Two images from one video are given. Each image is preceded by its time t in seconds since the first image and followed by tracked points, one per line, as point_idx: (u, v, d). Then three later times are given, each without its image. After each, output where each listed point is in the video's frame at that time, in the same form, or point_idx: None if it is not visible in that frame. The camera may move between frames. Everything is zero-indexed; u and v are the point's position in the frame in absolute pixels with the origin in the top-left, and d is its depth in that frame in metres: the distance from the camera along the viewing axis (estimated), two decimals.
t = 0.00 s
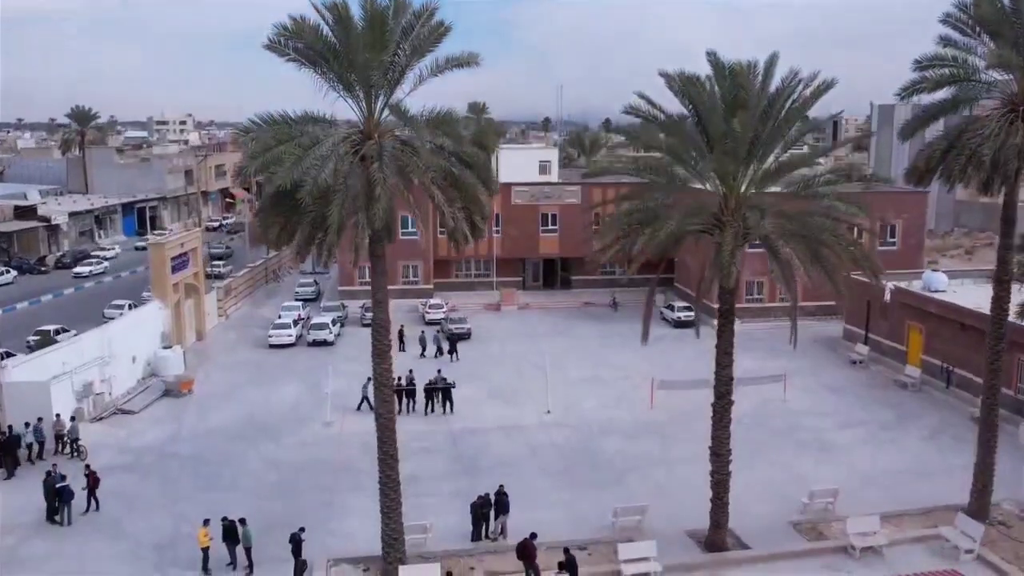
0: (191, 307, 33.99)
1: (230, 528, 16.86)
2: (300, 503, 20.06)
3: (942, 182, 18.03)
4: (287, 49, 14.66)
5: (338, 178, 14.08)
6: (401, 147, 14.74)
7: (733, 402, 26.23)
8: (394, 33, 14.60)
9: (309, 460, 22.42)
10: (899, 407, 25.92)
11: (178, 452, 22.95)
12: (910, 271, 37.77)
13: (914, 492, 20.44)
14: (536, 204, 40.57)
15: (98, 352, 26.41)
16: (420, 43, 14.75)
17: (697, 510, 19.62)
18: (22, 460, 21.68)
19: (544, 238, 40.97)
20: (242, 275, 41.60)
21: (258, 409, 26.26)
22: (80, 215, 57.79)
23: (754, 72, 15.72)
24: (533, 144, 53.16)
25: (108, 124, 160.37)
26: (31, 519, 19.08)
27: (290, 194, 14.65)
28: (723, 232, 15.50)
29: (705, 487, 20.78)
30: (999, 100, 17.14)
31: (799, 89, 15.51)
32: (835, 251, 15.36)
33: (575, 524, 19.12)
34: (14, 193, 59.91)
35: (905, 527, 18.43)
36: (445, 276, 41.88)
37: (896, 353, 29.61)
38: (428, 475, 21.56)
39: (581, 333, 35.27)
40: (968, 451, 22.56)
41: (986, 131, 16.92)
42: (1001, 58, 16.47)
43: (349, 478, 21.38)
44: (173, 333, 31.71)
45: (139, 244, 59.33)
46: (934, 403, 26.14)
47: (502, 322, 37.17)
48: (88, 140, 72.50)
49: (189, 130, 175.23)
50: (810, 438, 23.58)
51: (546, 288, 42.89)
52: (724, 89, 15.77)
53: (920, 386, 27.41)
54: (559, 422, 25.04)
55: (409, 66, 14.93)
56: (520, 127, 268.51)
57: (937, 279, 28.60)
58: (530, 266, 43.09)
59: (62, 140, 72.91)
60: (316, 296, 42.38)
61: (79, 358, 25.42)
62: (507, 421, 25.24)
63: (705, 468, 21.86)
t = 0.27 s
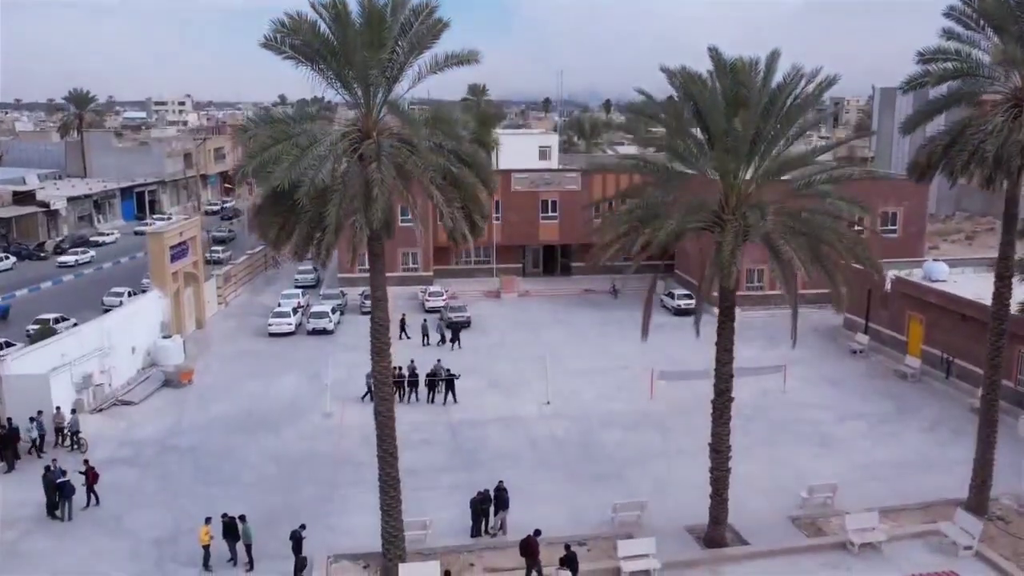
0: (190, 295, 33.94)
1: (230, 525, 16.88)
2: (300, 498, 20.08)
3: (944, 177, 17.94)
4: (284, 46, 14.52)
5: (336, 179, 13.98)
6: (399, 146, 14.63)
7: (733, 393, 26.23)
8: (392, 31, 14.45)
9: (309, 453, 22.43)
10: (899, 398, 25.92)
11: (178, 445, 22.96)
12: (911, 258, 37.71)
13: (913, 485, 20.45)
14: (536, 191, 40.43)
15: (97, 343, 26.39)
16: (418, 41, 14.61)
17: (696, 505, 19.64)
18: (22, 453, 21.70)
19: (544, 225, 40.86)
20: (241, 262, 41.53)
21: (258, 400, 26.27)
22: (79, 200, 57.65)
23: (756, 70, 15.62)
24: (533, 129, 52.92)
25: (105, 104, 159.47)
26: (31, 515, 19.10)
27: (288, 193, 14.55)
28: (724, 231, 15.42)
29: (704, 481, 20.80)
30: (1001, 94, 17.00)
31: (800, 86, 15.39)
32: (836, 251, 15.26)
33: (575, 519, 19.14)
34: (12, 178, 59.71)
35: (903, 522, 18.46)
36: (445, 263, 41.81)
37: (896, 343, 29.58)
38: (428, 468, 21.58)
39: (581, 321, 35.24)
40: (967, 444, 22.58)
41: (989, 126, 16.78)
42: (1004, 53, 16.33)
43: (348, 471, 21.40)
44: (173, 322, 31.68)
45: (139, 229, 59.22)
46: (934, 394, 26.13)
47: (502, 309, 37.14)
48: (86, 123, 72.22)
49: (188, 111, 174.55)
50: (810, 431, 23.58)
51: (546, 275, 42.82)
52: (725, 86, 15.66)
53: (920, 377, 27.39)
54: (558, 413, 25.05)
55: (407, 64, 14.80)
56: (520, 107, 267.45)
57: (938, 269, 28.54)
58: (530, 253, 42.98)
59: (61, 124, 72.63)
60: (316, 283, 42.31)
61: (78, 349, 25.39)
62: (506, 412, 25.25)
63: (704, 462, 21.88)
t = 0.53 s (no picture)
0: (190, 284, 33.91)
1: (230, 523, 16.91)
2: (300, 492, 20.11)
3: (946, 174, 17.82)
4: (281, 46, 14.39)
5: (334, 180, 13.89)
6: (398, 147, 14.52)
7: (733, 385, 26.23)
8: (390, 30, 14.32)
9: (309, 446, 22.45)
10: (898, 389, 25.92)
11: (178, 438, 22.98)
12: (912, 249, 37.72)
13: (912, 480, 20.49)
14: (536, 178, 40.29)
15: (96, 335, 26.38)
16: (416, 40, 14.48)
17: (696, 501, 19.67)
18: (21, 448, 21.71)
19: (544, 212, 40.75)
20: (241, 250, 41.46)
21: (257, 391, 26.27)
22: (78, 186, 57.49)
23: (757, 68, 15.50)
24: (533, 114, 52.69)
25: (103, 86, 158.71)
26: (31, 510, 19.13)
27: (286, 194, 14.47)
28: (724, 231, 15.34)
29: (704, 476, 20.82)
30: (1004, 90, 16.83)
31: (802, 86, 15.26)
32: (837, 252, 15.18)
33: (574, 515, 19.17)
34: (10, 163, 59.51)
35: (902, 518, 18.49)
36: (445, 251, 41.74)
37: (896, 334, 29.57)
38: (427, 462, 21.60)
39: (581, 310, 35.22)
40: (967, 437, 22.60)
41: (991, 124, 16.65)
42: (1008, 51, 16.19)
43: (348, 465, 21.42)
44: (172, 312, 31.67)
45: (138, 214, 59.07)
46: (934, 386, 26.13)
47: (501, 298, 37.11)
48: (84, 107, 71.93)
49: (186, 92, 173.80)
50: (809, 424, 23.59)
51: (546, 263, 42.74)
52: (726, 85, 15.55)
53: (919, 368, 27.38)
54: (558, 406, 25.05)
55: (406, 63, 14.66)
56: (520, 88, 266.30)
57: (938, 260, 28.48)
58: (529, 240, 42.87)
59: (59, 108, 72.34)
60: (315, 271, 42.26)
61: (78, 342, 25.39)
62: (506, 404, 25.26)
63: (704, 456, 21.90)
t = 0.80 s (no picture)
0: (190, 274, 33.89)
1: (231, 522, 16.95)
2: (300, 488, 20.16)
3: (947, 172, 17.76)
4: (278, 46, 14.27)
5: (334, 182, 13.84)
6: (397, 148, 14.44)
7: (732, 377, 26.25)
8: (388, 32, 14.20)
9: (309, 441, 22.49)
10: (898, 381, 25.93)
11: (179, 432, 23.02)
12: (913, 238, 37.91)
13: (911, 475, 20.54)
14: (536, 165, 40.16)
15: (96, 327, 26.37)
16: (414, 42, 14.37)
17: (695, 497, 19.71)
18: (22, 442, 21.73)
19: (544, 200, 40.65)
20: (240, 237, 41.38)
21: (257, 383, 26.29)
22: (77, 171, 57.30)
23: (758, 68, 15.37)
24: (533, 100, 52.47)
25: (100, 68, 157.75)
26: (32, 507, 19.17)
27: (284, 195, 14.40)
28: (724, 232, 15.28)
29: (703, 471, 20.86)
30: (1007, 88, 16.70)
31: (804, 88, 15.22)
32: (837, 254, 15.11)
33: (574, 510, 19.24)
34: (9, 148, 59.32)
35: (900, 516, 18.54)
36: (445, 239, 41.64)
37: (896, 325, 29.57)
38: (427, 457, 21.65)
39: (581, 299, 35.22)
40: (965, 431, 22.65)
41: (992, 122, 16.54)
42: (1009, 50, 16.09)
43: (348, 460, 21.46)
44: (172, 301, 31.67)
45: (137, 200, 58.92)
46: (934, 378, 26.14)
47: (501, 286, 37.09)
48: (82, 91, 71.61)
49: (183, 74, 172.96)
50: (808, 418, 23.62)
51: (547, 250, 42.64)
52: (727, 85, 15.45)
53: (919, 359, 27.37)
54: (558, 399, 25.08)
55: (405, 64, 14.55)
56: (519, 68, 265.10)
57: (938, 251, 28.43)
58: (529, 228, 42.77)
59: (57, 91, 72.02)
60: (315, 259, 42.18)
61: (77, 334, 25.38)
62: (506, 396, 25.29)
63: (703, 450, 21.93)
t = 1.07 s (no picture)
0: (190, 264, 33.89)
1: (231, 521, 17.02)
2: (301, 485, 20.22)
3: (948, 172, 17.72)
4: (276, 48, 14.18)
5: (332, 187, 13.78)
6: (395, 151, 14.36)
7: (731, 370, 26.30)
8: (387, 34, 14.10)
9: (309, 436, 22.55)
10: (897, 374, 25.98)
11: (179, 428, 23.08)
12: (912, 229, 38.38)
13: (910, 470, 20.61)
14: (536, 154, 40.03)
15: (96, 320, 26.40)
16: (414, 44, 14.27)
17: (694, 493, 19.77)
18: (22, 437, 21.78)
19: (544, 188, 40.55)
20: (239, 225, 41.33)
21: (257, 376, 26.33)
22: (75, 157, 57.14)
23: (760, 70, 15.31)
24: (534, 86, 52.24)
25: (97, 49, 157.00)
26: (33, 504, 19.25)
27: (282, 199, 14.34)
28: (724, 234, 15.24)
29: (702, 467, 20.92)
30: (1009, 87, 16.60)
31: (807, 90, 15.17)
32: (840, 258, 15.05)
33: (573, 507, 19.31)
34: (7, 134, 59.11)
35: (898, 514, 18.60)
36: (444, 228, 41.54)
37: (896, 317, 29.57)
38: (427, 452, 21.71)
39: (581, 289, 35.22)
40: (964, 426, 22.72)
41: (994, 122, 16.45)
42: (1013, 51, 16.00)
43: (348, 456, 21.52)
44: (172, 292, 31.68)
45: (136, 185, 58.79)
46: (933, 371, 26.17)
47: (501, 276, 37.09)
48: (80, 75, 71.29)
49: (181, 55, 172.12)
50: (808, 412, 23.67)
51: (547, 239, 42.58)
52: (728, 86, 15.37)
53: (919, 352, 27.39)
54: (557, 393, 25.13)
55: (404, 66, 14.44)
56: (519, 49, 263.81)
57: (939, 243, 28.41)
58: (529, 216, 42.70)
59: (54, 75, 71.71)
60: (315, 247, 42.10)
61: (77, 328, 25.40)
62: (506, 389, 25.35)
63: (702, 445, 21.99)
